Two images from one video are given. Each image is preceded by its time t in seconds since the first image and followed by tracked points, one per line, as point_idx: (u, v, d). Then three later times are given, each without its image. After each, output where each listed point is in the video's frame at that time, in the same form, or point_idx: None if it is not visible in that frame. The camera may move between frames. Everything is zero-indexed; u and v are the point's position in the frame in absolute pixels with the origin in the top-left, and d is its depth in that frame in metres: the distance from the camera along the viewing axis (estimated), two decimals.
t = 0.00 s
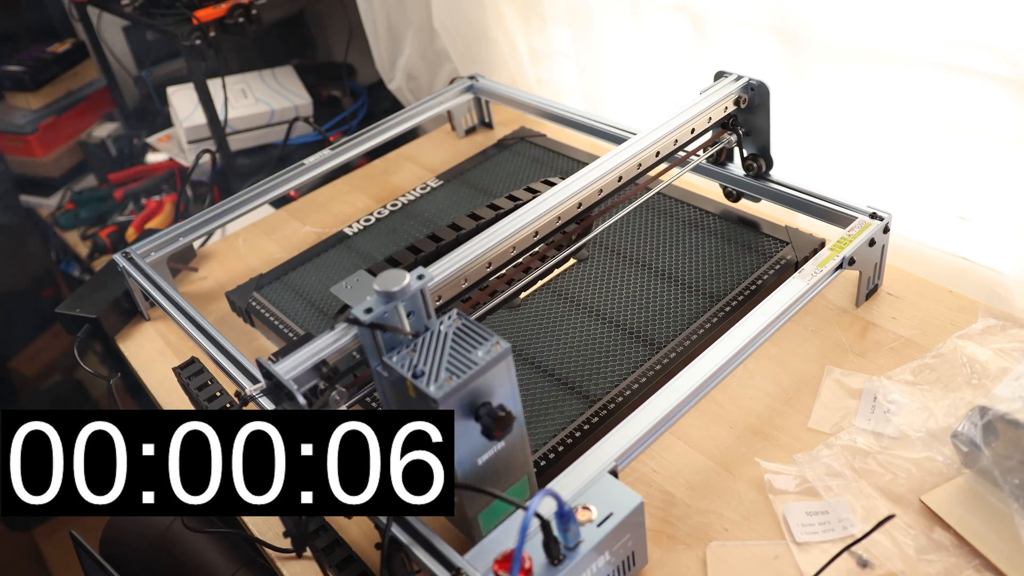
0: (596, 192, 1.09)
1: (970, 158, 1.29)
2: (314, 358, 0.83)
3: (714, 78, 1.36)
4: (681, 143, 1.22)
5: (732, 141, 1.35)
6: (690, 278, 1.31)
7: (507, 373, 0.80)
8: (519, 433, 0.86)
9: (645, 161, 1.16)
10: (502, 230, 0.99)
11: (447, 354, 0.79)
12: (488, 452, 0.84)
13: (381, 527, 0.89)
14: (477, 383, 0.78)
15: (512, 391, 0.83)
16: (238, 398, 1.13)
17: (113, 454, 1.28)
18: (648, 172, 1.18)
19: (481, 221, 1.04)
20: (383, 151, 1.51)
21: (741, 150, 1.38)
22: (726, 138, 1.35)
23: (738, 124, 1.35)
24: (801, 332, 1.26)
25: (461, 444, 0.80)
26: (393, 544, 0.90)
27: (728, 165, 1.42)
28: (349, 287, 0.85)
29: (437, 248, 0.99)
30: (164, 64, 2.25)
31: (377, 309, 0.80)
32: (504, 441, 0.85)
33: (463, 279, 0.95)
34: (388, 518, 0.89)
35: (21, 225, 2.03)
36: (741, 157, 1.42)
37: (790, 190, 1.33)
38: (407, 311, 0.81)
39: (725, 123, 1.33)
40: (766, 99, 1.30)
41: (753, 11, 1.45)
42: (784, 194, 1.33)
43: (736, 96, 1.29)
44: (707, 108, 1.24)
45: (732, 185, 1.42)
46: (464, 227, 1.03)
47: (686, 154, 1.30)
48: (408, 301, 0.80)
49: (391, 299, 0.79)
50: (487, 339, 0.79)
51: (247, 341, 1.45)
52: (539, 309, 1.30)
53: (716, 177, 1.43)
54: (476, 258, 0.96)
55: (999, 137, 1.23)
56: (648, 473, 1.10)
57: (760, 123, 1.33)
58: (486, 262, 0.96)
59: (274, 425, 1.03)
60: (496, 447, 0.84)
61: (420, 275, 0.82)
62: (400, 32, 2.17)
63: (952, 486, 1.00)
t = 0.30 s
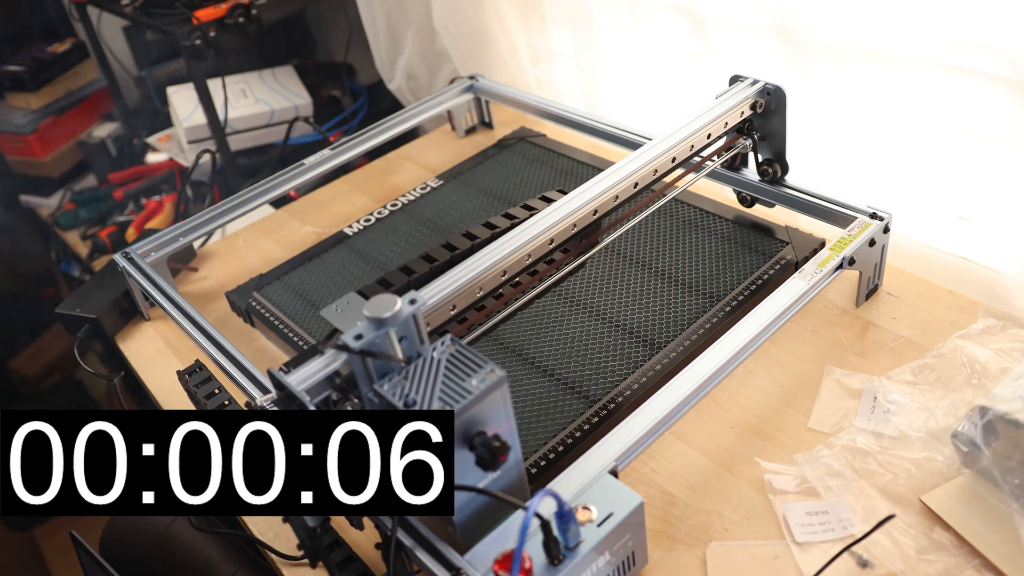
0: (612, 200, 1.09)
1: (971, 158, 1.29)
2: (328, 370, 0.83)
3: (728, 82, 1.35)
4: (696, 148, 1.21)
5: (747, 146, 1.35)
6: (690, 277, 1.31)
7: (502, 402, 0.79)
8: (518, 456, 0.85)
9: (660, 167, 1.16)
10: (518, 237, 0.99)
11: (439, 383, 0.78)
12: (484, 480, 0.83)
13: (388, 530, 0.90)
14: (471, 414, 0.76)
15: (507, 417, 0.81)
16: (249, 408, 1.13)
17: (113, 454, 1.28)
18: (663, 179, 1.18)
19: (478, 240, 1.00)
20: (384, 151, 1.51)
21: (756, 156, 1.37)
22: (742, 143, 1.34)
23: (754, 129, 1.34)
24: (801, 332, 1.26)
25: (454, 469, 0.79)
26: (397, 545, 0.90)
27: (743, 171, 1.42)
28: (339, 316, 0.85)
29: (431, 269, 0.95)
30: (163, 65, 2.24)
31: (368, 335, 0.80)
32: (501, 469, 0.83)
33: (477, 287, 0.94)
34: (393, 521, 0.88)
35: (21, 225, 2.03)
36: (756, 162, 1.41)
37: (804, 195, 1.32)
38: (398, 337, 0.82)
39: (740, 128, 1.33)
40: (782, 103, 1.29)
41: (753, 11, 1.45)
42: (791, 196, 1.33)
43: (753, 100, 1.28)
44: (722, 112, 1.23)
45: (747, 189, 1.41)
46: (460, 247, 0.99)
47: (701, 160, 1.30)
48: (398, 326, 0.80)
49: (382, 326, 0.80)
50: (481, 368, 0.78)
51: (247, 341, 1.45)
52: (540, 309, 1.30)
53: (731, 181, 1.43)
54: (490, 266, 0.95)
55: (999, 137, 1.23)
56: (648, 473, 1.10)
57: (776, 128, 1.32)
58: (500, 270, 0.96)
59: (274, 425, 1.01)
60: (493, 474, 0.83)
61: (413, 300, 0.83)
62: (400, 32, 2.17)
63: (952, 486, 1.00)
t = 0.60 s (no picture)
0: (611, 199, 1.09)
1: (970, 158, 1.29)
2: (326, 370, 0.83)
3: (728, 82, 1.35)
4: (696, 148, 1.21)
5: (747, 146, 1.35)
6: (690, 277, 1.31)
7: (501, 400, 0.79)
8: (518, 455, 0.85)
9: (660, 166, 1.16)
10: (518, 237, 0.99)
11: (439, 383, 0.78)
12: (484, 478, 0.83)
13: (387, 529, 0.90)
14: (471, 413, 0.76)
15: (507, 415, 0.81)
16: (250, 408, 1.14)
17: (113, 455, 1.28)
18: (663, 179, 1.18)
19: (477, 239, 1.00)
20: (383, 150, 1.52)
21: (755, 156, 1.37)
22: (741, 143, 1.34)
23: (752, 129, 1.34)
24: (801, 332, 1.27)
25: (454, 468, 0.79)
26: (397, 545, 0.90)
27: (742, 170, 1.41)
28: (338, 315, 0.86)
29: (431, 268, 0.95)
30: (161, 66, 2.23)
31: (368, 335, 0.80)
32: (501, 468, 0.83)
33: (477, 287, 0.94)
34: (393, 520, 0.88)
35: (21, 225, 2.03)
36: (755, 162, 1.41)
37: (804, 196, 1.32)
38: (398, 337, 0.82)
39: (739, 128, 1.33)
40: (782, 103, 1.29)
41: (753, 11, 1.45)
42: (790, 196, 1.33)
43: (752, 100, 1.28)
44: (723, 112, 1.23)
45: (747, 190, 1.41)
46: (459, 247, 0.99)
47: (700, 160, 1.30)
48: (397, 326, 0.80)
49: (381, 325, 0.80)
50: (481, 367, 0.78)
51: (247, 341, 1.45)
52: (540, 309, 1.30)
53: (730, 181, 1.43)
54: (489, 266, 0.95)
55: (999, 137, 1.23)
56: (648, 473, 1.10)
57: (775, 128, 1.32)
58: (500, 270, 0.96)
59: (274, 425, 1.00)
60: (492, 473, 0.83)
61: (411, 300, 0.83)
62: (400, 32, 2.17)
63: (952, 486, 1.00)
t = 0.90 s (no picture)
0: (611, 199, 1.09)
1: (970, 157, 1.29)
2: (327, 369, 0.83)
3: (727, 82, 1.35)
4: (696, 148, 1.21)
5: (747, 146, 1.35)
6: (690, 277, 1.31)
7: (501, 400, 0.79)
8: (518, 454, 0.85)
9: (660, 166, 1.16)
10: (518, 236, 0.99)
11: (439, 383, 0.78)
12: (484, 478, 0.83)
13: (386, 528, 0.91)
14: (471, 413, 0.76)
15: (507, 415, 0.81)
16: (249, 408, 1.13)
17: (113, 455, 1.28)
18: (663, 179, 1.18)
19: (477, 239, 1.00)
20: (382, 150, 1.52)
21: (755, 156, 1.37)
22: (741, 142, 1.34)
23: (752, 129, 1.34)
24: (801, 331, 1.27)
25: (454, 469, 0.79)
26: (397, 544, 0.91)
27: (742, 170, 1.41)
28: (338, 315, 0.86)
29: (431, 268, 0.94)
30: (159, 66, 2.19)
31: (368, 334, 0.80)
32: (501, 468, 0.83)
33: (477, 287, 0.94)
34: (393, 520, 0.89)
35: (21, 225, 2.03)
36: (755, 162, 1.41)
37: (804, 196, 1.32)
38: (398, 336, 0.82)
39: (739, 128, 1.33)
40: (782, 103, 1.29)
41: (753, 11, 1.45)
42: (790, 196, 1.33)
43: (753, 100, 1.28)
44: (722, 113, 1.24)
45: (747, 190, 1.41)
46: (459, 247, 0.98)
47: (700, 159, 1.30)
48: (396, 326, 0.80)
49: (381, 325, 0.80)
50: (481, 367, 0.78)
51: (247, 341, 1.45)
52: (540, 309, 1.30)
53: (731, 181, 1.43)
54: (489, 266, 0.96)
55: (998, 137, 1.23)
56: (648, 472, 1.10)
57: (775, 127, 1.32)
58: (499, 270, 0.96)
59: (274, 425, 0.99)
60: (492, 473, 0.83)
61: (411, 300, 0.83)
62: (400, 32, 2.17)
63: (952, 486, 1.00)
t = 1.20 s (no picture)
0: (611, 199, 1.09)
1: (970, 157, 1.29)
2: (328, 369, 0.83)
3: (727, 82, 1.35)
4: (696, 148, 1.21)
5: (747, 146, 1.35)
6: (690, 277, 1.31)
7: (501, 400, 0.79)
8: (518, 454, 0.85)
9: (660, 166, 1.16)
10: (518, 236, 0.99)
11: (439, 383, 0.78)
12: (484, 479, 0.83)
13: (386, 528, 0.91)
14: (471, 413, 0.76)
15: (507, 415, 0.81)
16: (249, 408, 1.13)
17: (113, 455, 1.28)
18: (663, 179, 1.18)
19: (477, 239, 1.00)
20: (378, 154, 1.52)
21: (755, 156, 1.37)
22: (741, 143, 1.34)
23: (752, 129, 1.34)
24: (801, 331, 1.27)
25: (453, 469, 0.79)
26: (397, 544, 0.91)
27: (742, 170, 1.41)
28: (338, 315, 0.86)
29: (431, 268, 0.94)
30: (162, 65, 2.21)
31: (368, 335, 0.80)
32: (501, 468, 0.83)
33: (477, 287, 0.94)
34: (393, 520, 0.89)
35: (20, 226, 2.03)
36: (755, 162, 1.41)
37: (804, 196, 1.32)
38: (398, 336, 0.82)
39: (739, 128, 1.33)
40: (782, 103, 1.29)
41: (753, 11, 1.45)
42: (791, 196, 1.33)
43: (753, 100, 1.28)
44: (722, 113, 1.24)
45: (747, 190, 1.41)
46: (459, 246, 0.98)
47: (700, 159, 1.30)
48: (396, 326, 0.80)
49: (381, 325, 0.79)
50: (480, 367, 0.78)
51: (247, 341, 1.45)
52: (540, 309, 1.30)
53: (731, 181, 1.43)
54: (490, 266, 0.96)
55: (998, 137, 1.23)
56: (648, 473, 1.10)
57: (775, 127, 1.32)
58: (500, 269, 0.96)
59: (274, 425, 0.99)
60: (493, 473, 0.83)
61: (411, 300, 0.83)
62: (400, 32, 2.17)
63: (952, 486, 1.00)
